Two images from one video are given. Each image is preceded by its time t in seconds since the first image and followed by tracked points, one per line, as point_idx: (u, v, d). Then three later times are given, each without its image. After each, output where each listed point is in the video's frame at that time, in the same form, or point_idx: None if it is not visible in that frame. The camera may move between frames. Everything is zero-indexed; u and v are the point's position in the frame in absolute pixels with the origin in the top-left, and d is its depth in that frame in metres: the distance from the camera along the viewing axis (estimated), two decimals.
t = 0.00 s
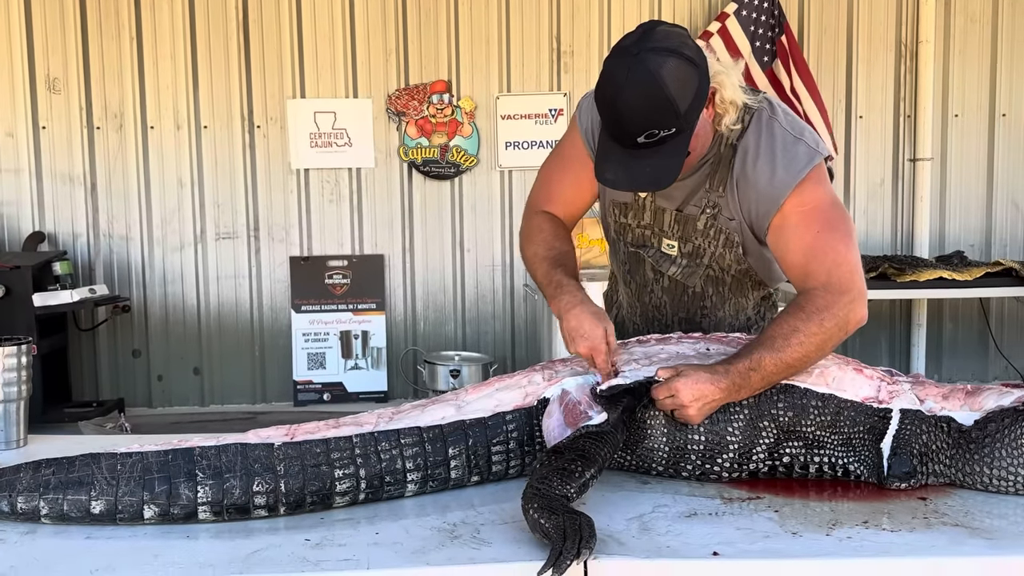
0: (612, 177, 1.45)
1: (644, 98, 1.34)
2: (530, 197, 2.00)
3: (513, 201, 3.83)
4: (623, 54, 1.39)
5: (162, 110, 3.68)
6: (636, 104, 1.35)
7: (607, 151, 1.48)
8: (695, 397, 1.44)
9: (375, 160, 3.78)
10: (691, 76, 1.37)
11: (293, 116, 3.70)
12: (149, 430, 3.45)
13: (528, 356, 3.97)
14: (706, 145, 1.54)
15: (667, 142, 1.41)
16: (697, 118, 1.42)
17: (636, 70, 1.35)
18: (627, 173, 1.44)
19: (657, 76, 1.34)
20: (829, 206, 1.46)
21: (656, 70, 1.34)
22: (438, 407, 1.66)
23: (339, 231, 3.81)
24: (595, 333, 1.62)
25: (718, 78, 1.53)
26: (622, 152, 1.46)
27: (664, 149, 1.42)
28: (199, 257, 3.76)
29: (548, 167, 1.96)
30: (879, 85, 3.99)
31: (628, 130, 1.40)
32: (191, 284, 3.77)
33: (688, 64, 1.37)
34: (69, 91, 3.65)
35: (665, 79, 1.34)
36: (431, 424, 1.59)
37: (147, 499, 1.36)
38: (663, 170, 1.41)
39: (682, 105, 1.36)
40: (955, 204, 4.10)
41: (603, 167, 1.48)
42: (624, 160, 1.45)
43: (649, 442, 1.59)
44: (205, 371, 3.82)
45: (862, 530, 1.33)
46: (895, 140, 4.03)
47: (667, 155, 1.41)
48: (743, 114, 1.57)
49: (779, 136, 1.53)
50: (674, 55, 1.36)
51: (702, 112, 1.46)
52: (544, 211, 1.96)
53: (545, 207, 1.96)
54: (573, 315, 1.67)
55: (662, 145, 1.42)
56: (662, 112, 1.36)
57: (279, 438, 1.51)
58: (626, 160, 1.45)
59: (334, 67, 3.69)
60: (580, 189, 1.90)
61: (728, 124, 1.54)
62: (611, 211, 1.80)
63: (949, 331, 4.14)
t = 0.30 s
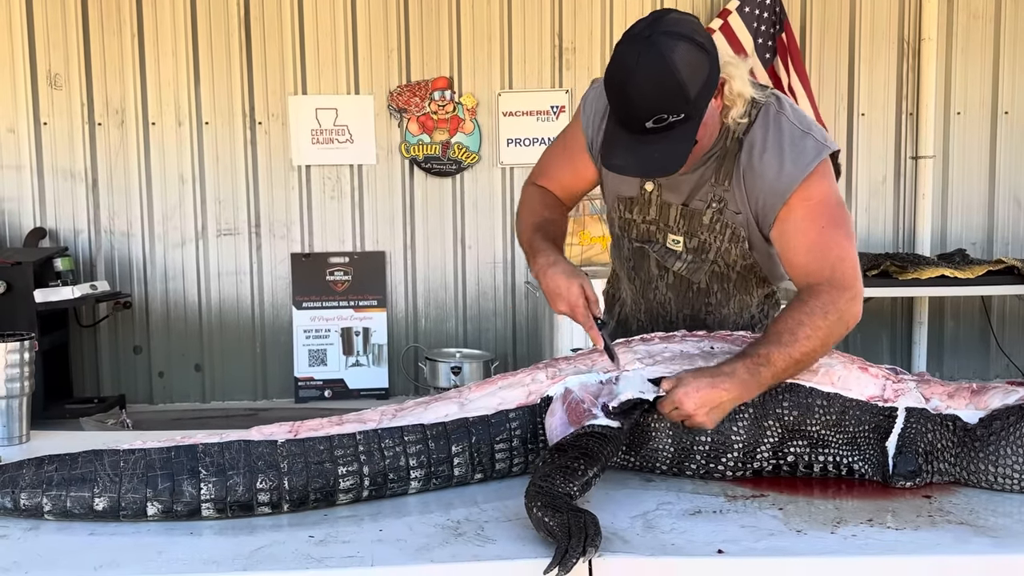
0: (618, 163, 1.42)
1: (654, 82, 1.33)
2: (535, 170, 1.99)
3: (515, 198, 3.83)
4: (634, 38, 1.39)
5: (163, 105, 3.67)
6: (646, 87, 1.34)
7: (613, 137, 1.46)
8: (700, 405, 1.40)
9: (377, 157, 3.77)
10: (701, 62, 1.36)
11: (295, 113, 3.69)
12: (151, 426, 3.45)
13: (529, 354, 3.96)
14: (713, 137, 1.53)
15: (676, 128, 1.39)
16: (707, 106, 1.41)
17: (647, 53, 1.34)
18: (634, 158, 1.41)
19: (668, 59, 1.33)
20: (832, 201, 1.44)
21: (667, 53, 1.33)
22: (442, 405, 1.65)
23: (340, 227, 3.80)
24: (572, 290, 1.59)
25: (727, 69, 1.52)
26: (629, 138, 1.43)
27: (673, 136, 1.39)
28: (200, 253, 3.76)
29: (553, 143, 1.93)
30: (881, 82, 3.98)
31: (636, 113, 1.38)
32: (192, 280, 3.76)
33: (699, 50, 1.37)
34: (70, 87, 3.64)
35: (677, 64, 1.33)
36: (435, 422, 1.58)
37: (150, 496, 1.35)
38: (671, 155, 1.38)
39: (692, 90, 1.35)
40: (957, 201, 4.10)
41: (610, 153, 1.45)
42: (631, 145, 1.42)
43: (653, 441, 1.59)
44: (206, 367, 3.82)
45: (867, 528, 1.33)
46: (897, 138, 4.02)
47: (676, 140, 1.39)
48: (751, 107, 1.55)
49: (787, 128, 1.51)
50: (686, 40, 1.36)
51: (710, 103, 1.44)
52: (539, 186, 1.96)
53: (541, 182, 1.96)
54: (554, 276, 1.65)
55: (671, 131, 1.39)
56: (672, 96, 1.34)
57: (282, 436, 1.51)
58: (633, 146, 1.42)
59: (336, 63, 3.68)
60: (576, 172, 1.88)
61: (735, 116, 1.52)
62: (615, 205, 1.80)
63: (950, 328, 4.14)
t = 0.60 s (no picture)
0: (592, 150, 1.41)
1: (632, 66, 1.35)
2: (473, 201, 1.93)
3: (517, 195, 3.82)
4: (604, 24, 1.40)
5: (165, 102, 3.67)
6: (623, 71, 1.35)
7: (582, 124, 1.44)
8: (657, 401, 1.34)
9: (378, 154, 3.77)
10: (670, 47, 1.40)
11: (297, 110, 3.69)
12: (153, 424, 3.45)
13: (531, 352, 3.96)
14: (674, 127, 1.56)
15: (648, 112, 1.39)
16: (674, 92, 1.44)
17: (621, 37, 1.35)
18: (609, 143, 1.40)
19: (644, 43, 1.35)
20: (769, 185, 1.53)
21: (642, 37, 1.35)
22: (443, 402, 1.64)
23: (342, 224, 3.80)
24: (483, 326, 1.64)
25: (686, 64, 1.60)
26: (599, 125, 1.42)
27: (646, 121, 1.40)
28: (202, 250, 3.76)
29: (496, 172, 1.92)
30: (884, 81, 3.98)
31: (612, 98, 1.37)
32: (194, 278, 3.76)
33: (667, 36, 1.40)
34: (72, 84, 3.63)
35: (650, 46, 1.36)
36: (437, 419, 1.58)
37: (152, 493, 1.35)
38: (646, 138, 1.38)
39: (665, 74, 1.38)
40: (959, 200, 4.09)
41: (582, 141, 1.43)
42: (603, 131, 1.41)
43: (655, 440, 1.59)
44: (208, 365, 3.83)
45: (870, 527, 1.33)
46: (899, 136, 4.01)
47: (649, 125, 1.39)
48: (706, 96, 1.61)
49: (735, 107, 1.58)
50: (655, 26, 1.39)
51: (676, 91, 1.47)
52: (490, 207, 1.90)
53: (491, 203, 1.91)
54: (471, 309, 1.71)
55: (643, 116, 1.39)
56: (647, 79, 1.36)
57: (285, 432, 1.50)
58: (605, 132, 1.41)
59: (338, 60, 3.68)
60: (523, 199, 1.87)
61: (695, 107, 1.58)
62: (585, 220, 1.76)
63: (952, 327, 4.14)
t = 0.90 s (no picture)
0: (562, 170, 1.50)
1: (594, 86, 1.44)
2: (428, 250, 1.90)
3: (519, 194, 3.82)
4: (559, 48, 1.48)
5: (167, 100, 3.67)
6: (586, 91, 1.43)
7: (549, 146, 1.53)
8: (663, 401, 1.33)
9: (380, 152, 3.76)
10: (624, 64, 1.50)
11: (298, 108, 3.69)
12: (154, 421, 3.46)
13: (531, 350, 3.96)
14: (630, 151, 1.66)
15: (610, 128, 1.50)
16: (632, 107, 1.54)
17: (579, 60, 1.44)
18: (577, 162, 1.50)
19: (601, 64, 1.44)
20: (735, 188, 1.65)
21: (598, 58, 1.45)
22: (446, 401, 1.64)
23: (343, 222, 3.80)
24: (515, 366, 1.44)
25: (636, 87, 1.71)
26: (565, 145, 1.51)
27: (607, 137, 1.51)
28: (203, 248, 3.76)
29: (451, 217, 1.91)
30: (886, 80, 3.97)
31: (577, 119, 1.46)
32: (195, 275, 3.76)
33: (620, 53, 1.50)
34: (74, 81, 3.63)
35: (608, 65, 1.45)
36: (440, 417, 1.58)
37: (155, 491, 1.35)
38: (611, 155, 1.50)
39: (623, 88, 1.48)
40: (961, 199, 4.09)
41: (549, 163, 1.52)
42: (569, 151, 1.51)
43: (657, 438, 1.60)
44: (209, 362, 3.83)
45: (872, 526, 1.32)
46: (901, 136, 4.01)
47: (611, 141, 1.51)
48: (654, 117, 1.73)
49: (685, 124, 1.71)
50: (608, 45, 1.48)
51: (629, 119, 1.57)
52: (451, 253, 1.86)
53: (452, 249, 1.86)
54: (485, 354, 1.52)
55: (606, 133, 1.50)
56: (608, 98, 1.45)
57: (287, 430, 1.50)
58: (572, 152, 1.50)
59: (340, 59, 3.68)
60: (488, 240, 1.86)
61: (648, 126, 1.69)
62: (553, 254, 1.84)
63: (953, 327, 4.13)
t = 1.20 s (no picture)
0: (560, 182, 1.51)
1: (591, 98, 1.45)
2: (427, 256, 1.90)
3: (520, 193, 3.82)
4: (557, 60, 1.50)
5: (169, 98, 3.67)
6: (584, 103, 1.45)
7: (547, 158, 1.55)
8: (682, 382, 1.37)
9: (382, 151, 3.77)
10: (622, 76, 1.51)
11: (300, 107, 3.69)
12: (155, 419, 3.46)
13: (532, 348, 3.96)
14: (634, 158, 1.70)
15: (609, 141, 1.52)
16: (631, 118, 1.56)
17: (576, 72, 1.46)
18: (574, 174, 1.51)
19: (598, 76, 1.46)
20: (743, 190, 1.73)
21: (596, 70, 1.47)
22: (447, 398, 1.64)
23: (345, 221, 3.80)
24: (537, 373, 1.41)
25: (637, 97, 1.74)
26: (563, 157, 1.53)
27: (605, 149, 1.52)
28: (205, 246, 3.76)
29: (452, 225, 1.92)
30: (888, 80, 3.97)
31: (575, 131, 1.48)
32: (197, 273, 3.77)
33: (619, 66, 1.53)
34: (77, 79, 3.64)
35: (605, 77, 1.47)
36: (441, 415, 1.58)
37: (158, 488, 1.36)
38: (609, 166, 1.51)
39: (622, 100, 1.50)
40: (963, 198, 4.09)
41: (548, 175, 1.54)
42: (568, 163, 1.52)
43: (658, 436, 1.60)
44: (211, 360, 3.83)
45: (873, 525, 1.33)
46: (903, 135, 4.01)
47: (609, 153, 1.52)
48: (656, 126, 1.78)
49: (687, 131, 1.77)
50: (607, 58, 1.51)
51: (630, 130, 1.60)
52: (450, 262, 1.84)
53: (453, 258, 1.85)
54: (500, 365, 1.47)
55: (605, 145, 1.52)
56: (605, 110, 1.47)
57: (290, 428, 1.51)
58: (569, 164, 1.52)
59: (342, 58, 3.68)
60: (489, 252, 1.88)
61: (648, 138, 1.72)
62: (559, 264, 1.85)
63: (955, 327, 4.13)
